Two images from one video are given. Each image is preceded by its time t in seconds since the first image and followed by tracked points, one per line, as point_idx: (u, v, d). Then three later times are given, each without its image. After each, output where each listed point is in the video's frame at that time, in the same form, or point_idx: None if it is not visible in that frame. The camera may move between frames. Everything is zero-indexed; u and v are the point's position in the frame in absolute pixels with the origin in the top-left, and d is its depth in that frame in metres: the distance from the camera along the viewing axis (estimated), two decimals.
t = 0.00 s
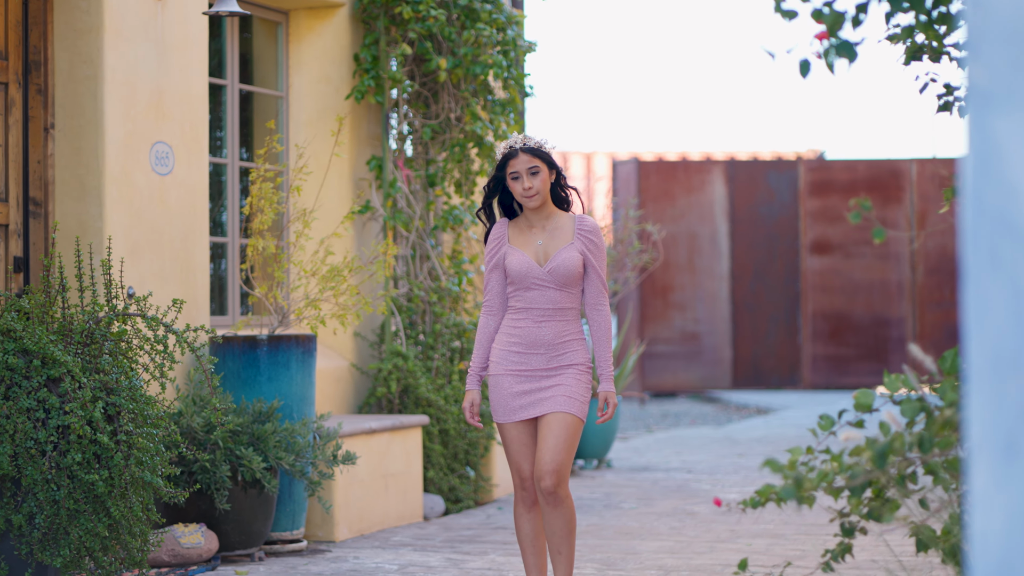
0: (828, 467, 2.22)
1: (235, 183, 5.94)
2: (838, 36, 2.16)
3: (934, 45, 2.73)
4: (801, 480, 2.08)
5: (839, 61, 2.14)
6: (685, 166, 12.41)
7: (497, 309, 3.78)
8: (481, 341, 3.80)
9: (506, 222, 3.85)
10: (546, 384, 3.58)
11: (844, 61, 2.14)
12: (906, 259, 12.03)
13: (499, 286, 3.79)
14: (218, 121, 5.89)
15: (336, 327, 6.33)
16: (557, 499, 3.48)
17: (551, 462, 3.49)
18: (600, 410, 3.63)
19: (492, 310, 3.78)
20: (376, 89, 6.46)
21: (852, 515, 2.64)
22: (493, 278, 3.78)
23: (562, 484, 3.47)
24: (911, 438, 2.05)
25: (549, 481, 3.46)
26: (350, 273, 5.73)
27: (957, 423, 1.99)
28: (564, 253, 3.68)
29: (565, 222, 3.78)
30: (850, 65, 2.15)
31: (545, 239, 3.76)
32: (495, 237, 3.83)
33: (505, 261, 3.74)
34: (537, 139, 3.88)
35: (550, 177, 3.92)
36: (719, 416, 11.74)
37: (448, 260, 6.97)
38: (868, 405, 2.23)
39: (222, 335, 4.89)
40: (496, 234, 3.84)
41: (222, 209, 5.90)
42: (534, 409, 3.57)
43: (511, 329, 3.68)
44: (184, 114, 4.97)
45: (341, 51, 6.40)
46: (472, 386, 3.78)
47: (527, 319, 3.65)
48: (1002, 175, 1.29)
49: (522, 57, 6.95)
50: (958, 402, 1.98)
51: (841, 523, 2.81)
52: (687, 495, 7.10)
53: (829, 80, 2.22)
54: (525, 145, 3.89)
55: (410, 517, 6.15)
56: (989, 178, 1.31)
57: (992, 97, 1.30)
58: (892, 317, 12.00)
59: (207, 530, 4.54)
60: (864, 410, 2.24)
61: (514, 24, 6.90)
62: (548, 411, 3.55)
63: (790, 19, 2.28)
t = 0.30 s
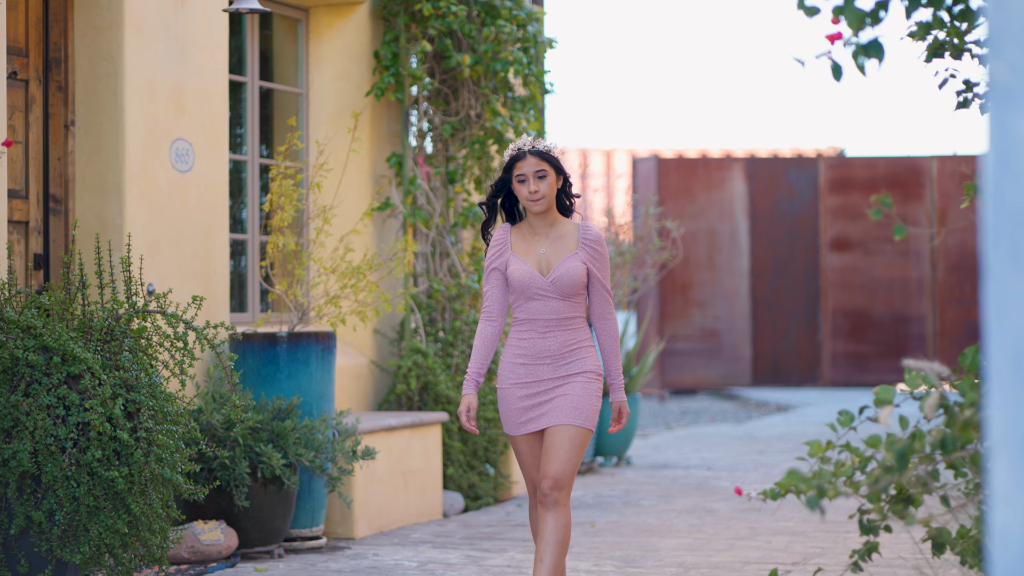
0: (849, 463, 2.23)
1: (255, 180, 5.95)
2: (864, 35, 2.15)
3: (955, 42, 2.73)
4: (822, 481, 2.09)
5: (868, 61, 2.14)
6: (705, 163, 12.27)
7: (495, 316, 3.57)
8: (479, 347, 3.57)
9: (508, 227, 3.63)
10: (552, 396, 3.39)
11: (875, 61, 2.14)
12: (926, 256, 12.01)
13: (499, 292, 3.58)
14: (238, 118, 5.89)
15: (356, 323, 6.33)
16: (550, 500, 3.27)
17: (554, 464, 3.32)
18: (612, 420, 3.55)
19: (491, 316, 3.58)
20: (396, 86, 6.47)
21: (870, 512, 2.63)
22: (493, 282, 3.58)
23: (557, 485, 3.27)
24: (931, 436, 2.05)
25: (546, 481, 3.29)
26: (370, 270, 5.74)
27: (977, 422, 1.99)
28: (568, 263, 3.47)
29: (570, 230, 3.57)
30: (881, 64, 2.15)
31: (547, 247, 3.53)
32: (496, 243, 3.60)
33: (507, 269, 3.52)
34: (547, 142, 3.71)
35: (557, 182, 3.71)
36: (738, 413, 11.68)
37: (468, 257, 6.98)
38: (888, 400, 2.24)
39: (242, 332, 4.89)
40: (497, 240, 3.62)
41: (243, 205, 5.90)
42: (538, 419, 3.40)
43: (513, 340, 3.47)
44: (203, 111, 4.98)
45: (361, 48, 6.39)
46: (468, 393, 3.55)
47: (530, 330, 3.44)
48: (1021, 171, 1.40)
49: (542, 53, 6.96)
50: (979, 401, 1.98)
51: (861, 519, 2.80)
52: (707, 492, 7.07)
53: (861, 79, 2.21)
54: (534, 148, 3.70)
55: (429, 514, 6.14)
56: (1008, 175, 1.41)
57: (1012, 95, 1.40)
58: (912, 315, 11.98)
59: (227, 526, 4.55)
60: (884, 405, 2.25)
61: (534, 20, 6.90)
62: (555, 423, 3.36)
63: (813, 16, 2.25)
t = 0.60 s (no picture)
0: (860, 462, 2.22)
1: (266, 179, 5.95)
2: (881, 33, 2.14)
3: (966, 40, 2.72)
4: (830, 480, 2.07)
5: (881, 59, 2.14)
6: (716, 161, 12.20)
7: (491, 322, 3.47)
8: (475, 353, 3.47)
9: (505, 230, 3.56)
10: (542, 403, 3.31)
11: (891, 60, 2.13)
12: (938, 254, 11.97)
13: (495, 300, 3.48)
14: (249, 117, 5.89)
15: (367, 322, 6.33)
16: (539, 508, 3.20)
17: (541, 469, 3.24)
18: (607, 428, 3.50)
19: (488, 322, 3.48)
20: (407, 84, 6.48)
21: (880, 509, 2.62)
22: (489, 287, 3.48)
23: (544, 491, 3.19)
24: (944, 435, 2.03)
25: (534, 487, 3.22)
26: (380, 269, 5.74)
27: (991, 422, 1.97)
28: (562, 268, 3.41)
29: (568, 235, 3.51)
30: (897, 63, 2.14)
31: (544, 252, 3.47)
32: (491, 244, 3.54)
33: (501, 272, 3.46)
34: (546, 142, 3.63)
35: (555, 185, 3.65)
36: (750, 412, 11.64)
37: (479, 255, 6.99)
38: (900, 397, 2.22)
39: (252, 331, 4.89)
40: (494, 241, 3.56)
41: (253, 204, 5.90)
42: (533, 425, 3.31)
43: (506, 345, 3.40)
44: (214, 109, 4.98)
45: (371, 47, 6.39)
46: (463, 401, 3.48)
47: (523, 336, 3.37)
48: None
49: (553, 51, 6.99)
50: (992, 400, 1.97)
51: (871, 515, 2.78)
52: (718, 491, 7.04)
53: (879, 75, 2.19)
54: (531, 147, 3.62)
55: (440, 512, 6.13)
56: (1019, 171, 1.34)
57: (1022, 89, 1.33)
58: (924, 313, 11.97)
59: (238, 525, 4.55)
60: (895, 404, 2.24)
61: (545, 18, 6.93)
62: (544, 430, 3.29)
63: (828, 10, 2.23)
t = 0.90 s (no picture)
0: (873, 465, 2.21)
1: (277, 178, 5.95)
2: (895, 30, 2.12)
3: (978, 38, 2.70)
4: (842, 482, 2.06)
5: (895, 57, 2.12)
6: (727, 160, 12.12)
7: (490, 308, 3.45)
8: (475, 341, 3.46)
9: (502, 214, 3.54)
10: (536, 390, 3.27)
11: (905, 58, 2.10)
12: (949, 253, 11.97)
13: (492, 286, 3.45)
14: (260, 116, 5.89)
15: (378, 321, 6.34)
16: (546, 509, 3.24)
17: (544, 469, 3.26)
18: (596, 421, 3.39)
19: (486, 308, 3.46)
20: (418, 83, 6.48)
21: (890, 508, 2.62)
22: (487, 274, 3.45)
23: (550, 494, 3.23)
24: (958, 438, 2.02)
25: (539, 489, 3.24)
26: (391, 268, 5.75)
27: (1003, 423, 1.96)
28: (555, 251, 3.35)
29: (564, 219, 3.45)
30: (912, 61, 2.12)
31: (537, 235, 3.42)
32: (488, 229, 3.52)
33: (494, 256, 3.43)
34: (540, 125, 3.51)
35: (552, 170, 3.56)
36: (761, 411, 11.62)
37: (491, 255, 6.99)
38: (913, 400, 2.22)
39: (264, 331, 4.90)
40: (490, 226, 3.53)
41: (265, 203, 5.90)
42: (524, 413, 3.27)
43: (500, 331, 3.36)
44: (226, 109, 4.99)
45: (383, 46, 6.39)
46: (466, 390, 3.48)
47: (515, 321, 3.33)
48: None
49: (564, 50, 7.01)
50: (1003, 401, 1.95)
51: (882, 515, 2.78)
52: (729, 490, 7.02)
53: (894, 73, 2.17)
54: (524, 132, 3.52)
55: (451, 511, 6.13)
56: None
57: None
58: (935, 312, 11.96)
59: (249, 525, 4.56)
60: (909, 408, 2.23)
61: (556, 18, 6.95)
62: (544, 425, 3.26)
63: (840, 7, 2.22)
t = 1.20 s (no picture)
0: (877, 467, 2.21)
1: (281, 178, 5.95)
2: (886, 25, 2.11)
3: (982, 36, 2.69)
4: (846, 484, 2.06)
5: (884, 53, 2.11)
6: (731, 159, 12.11)
7: (482, 307, 3.42)
8: (465, 341, 3.44)
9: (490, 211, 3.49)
10: (520, 390, 3.22)
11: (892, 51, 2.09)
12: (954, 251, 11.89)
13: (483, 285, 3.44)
14: (264, 116, 5.88)
15: (382, 321, 6.34)
16: (542, 514, 3.21)
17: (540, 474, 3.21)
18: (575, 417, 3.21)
19: (478, 307, 3.44)
20: (422, 83, 6.48)
21: (896, 512, 2.60)
22: (477, 275, 3.44)
23: (546, 498, 3.19)
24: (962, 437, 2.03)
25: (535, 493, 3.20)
26: (395, 267, 5.75)
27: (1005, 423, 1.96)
28: (541, 249, 3.29)
29: (553, 215, 3.37)
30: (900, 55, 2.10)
31: (525, 233, 3.37)
32: (477, 227, 3.48)
33: (482, 255, 3.40)
34: (525, 121, 3.44)
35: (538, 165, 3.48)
36: (765, 411, 11.61)
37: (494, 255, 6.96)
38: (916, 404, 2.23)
39: (268, 330, 4.90)
40: (480, 224, 3.49)
41: (268, 203, 5.90)
42: (507, 414, 3.21)
43: (487, 330, 3.33)
44: (229, 109, 4.98)
45: (387, 45, 6.38)
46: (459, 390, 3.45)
47: (501, 320, 3.29)
48: None
49: (568, 50, 7.02)
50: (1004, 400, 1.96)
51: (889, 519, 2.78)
52: (733, 490, 7.01)
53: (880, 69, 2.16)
54: (509, 128, 3.44)
55: (454, 511, 6.12)
56: None
57: None
58: (939, 311, 11.95)
59: (253, 524, 4.56)
60: (914, 411, 2.23)
61: (560, 17, 6.96)
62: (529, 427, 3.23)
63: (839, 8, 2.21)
